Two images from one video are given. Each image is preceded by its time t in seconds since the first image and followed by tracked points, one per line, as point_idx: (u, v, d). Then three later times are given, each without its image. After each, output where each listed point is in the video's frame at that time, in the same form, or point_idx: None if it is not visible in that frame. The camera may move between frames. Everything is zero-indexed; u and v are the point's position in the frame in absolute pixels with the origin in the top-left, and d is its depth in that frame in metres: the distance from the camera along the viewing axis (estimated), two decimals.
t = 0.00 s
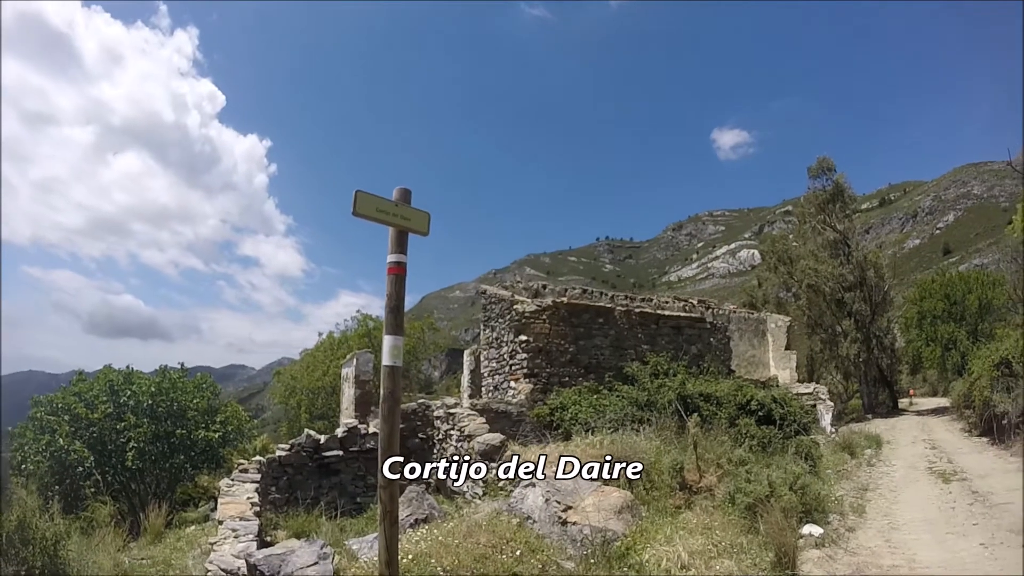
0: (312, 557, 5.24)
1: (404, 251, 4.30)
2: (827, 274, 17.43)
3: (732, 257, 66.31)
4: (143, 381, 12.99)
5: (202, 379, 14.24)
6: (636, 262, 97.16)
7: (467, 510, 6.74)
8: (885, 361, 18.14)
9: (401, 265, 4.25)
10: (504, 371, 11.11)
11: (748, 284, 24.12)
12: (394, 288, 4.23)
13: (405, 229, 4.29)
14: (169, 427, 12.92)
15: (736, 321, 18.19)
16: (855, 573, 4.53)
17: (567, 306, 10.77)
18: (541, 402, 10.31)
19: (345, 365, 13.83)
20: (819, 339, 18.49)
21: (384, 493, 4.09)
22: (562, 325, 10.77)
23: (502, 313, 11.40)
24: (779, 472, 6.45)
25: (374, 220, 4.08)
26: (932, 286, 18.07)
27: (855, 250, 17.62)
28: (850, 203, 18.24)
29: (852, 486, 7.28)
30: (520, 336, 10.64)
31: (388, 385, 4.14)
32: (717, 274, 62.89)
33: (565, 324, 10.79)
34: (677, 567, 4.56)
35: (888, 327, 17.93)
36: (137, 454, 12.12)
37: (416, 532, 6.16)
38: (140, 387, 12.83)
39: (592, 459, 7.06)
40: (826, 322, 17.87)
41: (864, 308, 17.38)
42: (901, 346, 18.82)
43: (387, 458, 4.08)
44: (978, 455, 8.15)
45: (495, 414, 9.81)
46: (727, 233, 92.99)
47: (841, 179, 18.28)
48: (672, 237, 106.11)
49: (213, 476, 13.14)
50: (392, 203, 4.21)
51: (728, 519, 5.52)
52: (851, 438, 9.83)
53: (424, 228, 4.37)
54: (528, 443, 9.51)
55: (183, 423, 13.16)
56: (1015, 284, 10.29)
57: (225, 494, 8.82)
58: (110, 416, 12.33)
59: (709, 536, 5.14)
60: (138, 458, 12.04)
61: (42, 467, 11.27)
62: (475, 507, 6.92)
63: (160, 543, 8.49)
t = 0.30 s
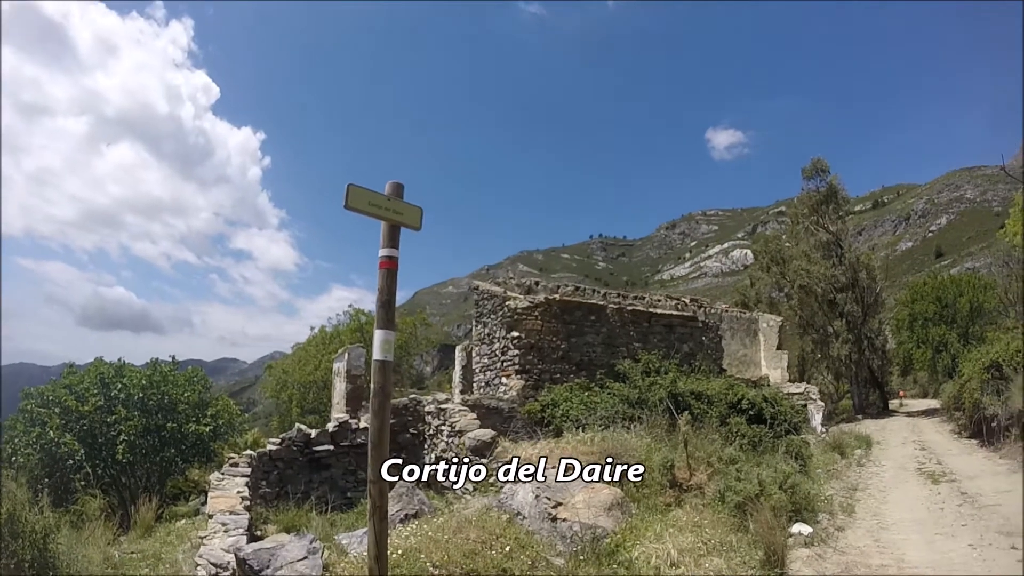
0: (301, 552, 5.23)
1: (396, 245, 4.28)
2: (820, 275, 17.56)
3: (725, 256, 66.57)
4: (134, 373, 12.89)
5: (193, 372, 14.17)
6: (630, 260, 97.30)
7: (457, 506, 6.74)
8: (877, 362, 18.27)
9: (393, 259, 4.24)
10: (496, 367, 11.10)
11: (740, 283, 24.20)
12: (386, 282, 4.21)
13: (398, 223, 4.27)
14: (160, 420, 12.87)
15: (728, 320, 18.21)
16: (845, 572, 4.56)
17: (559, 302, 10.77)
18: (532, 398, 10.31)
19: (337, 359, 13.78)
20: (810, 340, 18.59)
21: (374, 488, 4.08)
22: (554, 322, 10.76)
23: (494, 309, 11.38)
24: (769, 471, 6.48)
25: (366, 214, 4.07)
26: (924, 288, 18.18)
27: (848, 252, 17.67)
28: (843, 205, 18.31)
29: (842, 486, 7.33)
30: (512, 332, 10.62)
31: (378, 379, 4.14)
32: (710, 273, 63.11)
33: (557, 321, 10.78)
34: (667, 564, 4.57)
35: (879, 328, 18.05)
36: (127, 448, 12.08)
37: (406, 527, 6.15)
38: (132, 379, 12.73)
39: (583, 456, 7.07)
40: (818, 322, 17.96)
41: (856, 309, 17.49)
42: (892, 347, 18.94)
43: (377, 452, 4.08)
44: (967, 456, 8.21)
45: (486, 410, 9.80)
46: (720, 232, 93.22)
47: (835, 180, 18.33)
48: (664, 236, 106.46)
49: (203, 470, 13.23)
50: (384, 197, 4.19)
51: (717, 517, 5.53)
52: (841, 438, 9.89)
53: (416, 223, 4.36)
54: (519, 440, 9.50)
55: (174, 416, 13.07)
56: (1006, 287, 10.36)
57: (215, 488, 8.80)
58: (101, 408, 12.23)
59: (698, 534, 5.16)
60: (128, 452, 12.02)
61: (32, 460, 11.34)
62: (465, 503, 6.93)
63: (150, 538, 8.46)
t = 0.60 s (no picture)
0: (285, 545, 5.23)
1: (381, 237, 4.27)
2: (807, 272, 17.60)
3: (712, 252, 66.98)
4: (119, 365, 12.81)
5: (178, 364, 14.07)
6: (618, 255, 97.49)
7: (442, 498, 6.75)
8: (861, 358, 18.46)
9: (378, 250, 4.22)
10: (482, 359, 11.11)
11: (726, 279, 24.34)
12: (371, 274, 4.20)
13: (384, 215, 4.25)
14: (145, 413, 12.83)
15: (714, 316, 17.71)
16: (828, 566, 4.62)
17: (546, 296, 10.78)
18: (518, 391, 10.33)
19: (323, 351, 13.72)
20: (796, 336, 18.77)
21: (358, 480, 4.08)
22: (540, 316, 10.78)
23: (481, 302, 11.35)
24: (753, 466, 6.54)
25: (351, 205, 4.04)
26: (910, 287, 18.38)
27: (835, 249, 17.82)
28: (830, 202, 18.46)
29: (825, 480, 7.42)
30: (498, 326, 10.62)
31: (362, 371, 4.12)
32: (697, 268, 63.48)
33: (543, 315, 10.80)
34: (651, 557, 4.58)
35: (864, 326, 18.23)
36: (112, 441, 12.05)
37: (391, 520, 6.16)
38: (116, 372, 12.64)
39: (568, 449, 7.10)
40: (804, 319, 18.11)
41: (841, 306, 17.67)
42: (876, 344, 19.16)
43: (361, 445, 4.07)
44: (949, 453, 8.33)
45: (472, 403, 9.80)
46: (708, 228, 93.61)
47: (822, 178, 18.46)
48: (653, 232, 106.83)
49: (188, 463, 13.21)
50: (370, 187, 4.17)
51: (702, 511, 5.56)
52: (825, 433, 10.01)
53: (402, 214, 4.34)
54: (504, 433, 9.53)
55: (159, 408, 13.03)
56: (990, 286, 10.48)
57: (199, 481, 8.75)
58: (86, 401, 12.12)
59: (683, 527, 5.18)
60: (112, 444, 12.01)
61: (16, 453, 11.12)
62: (450, 495, 6.95)
63: (135, 531, 8.41)
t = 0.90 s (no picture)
0: (271, 543, 5.21)
1: (368, 234, 4.25)
2: (795, 273, 17.98)
3: (700, 251, 67.35)
4: (105, 362, 12.67)
5: (164, 361, 13.96)
6: (607, 254, 97.69)
7: (429, 496, 6.74)
8: (848, 358, 18.62)
9: (365, 247, 4.21)
10: (470, 357, 11.09)
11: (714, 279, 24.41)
12: (357, 271, 4.18)
13: (371, 211, 4.24)
14: (131, 411, 12.71)
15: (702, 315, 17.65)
16: (814, 564, 4.66)
17: (534, 294, 10.78)
18: (506, 389, 10.32)
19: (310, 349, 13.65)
20: (783, 335, 18.91)
21: (344, 478, 4.06)
22: (528, 314, 10.78)
23: (469, 300, 11.33)
24: (739, 464, 6.58)
25: (337, 200, 4.02)
26: (897, 288, 18.56)
27: (822, 250, 18.14)
28: (818, 203, 18.62)
29: (811, 479, 7.48)
30: (486, 324, 10.60)
31: (349, 368, 4.10)
32: (686, 268, 63.80)
33: (531, 313, 10.80)
34: (638, 555, 4.58)
35: (851, 326, 18.36)
36: (99, 439, 11.94)
37: (378, 517, 6.15)
38: (102, 369, 12.50)
39: (555, 447, 7.12)
40: (792, 319, 18.25)
41: (828, 306, 17.82)
42: (863, 344, 19.34)
43: (347, 442, 4.05)
44: (935, 453, 8.43)
45: (460, 401, 9.78)
46: (697, 228, 94.04)
47: (811, 179, 18.60)
48: (643, 232, 107.21)
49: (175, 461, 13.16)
50: (357, 184, 4.15)
51: (688, 509, 5.58)
52: (812, 432, 10.09)
53: (389, 211, 4.32)
54: (492, 431, 9.53)
55: (146, 406, 12.90)
56: (976, 288, 10.60)
57: (186, 478, 8.69)
58: (72, 398, 12.00)
59: (670, 525, 5.19)
60: (99, 442, 11.89)
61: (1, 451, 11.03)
62: (437, 493, 6.94)
63: (121, 529, 8.34)
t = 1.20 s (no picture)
0: (262, 543, 5.20)
1: (357, 232, 4.24)
2: (786, 272, 17.99)
3: (691, 250, 67.66)
4: (95, 361, 12.56)
5: (154, 361, 13.86)
6: (598, 253, 97.95)
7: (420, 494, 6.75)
8: (838, 357, 18.74)
9: (354, 245, 4.19)
10: (460, 356, 11.08)
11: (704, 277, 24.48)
12: (347, 270, 4.17)
13: (360, 209, 4.22)
14: (121, 410, 12.64)
15: (693, 314, 17.85)
16: (804, 561, 4.69)
17: (524, 293, 10.78)
18: (496, 388, 10.32)
19: (301, 347, 13.59)
20: (773, 334, 19.02)
21: (334, 477, 4.05)
22: (519, 312, 10.77)
23: (459, 299, 11.31)
24: (729, 462, 6.61)
25: (327, 198, 4.00)
26: (886, 287, 18.71)
27: (813, 249, 18.14)
28: (808, 203, 18.74)
29: (801, 477, 7.53)
30: (476, 322, 10.59)
31: (338, 366, 4.09)
32: (677, 266, 64.05)
33: (522, 311, 10.80)
34: (629, 553, 4.59)
35: (841, 325, 18.47)
36: (88, 439, 11.91)
37: (369, 516, 6.14)
38: (92, 368, 12.39)
39: (546, 446, 7.13)
40: (781, 318, 18.36)
41: (818, 305, 17.94)
42: (853, 343, 19.47)
43: (337, 441, 4.04)
44: (925, 450, 8.51)
45: (450, 400, 9.77)
46: (687, 227, 94.37)
47: (801, 178, 18.70)
48: (634, 231, 107.53)
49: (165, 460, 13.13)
50: (346, 182, 4.14)
51: (679, 507, 5.60)
52: (802, 431, 10.15)
53: (378, 209, 4.31)
54: (482, 430, 9.53)
55: (136, 405, 12.83)
56: (966, 288, 10.71)
57: (176, 478, 8.65)
58: (61, 398, 11.94)
59: (660, 523, 5.21)
60: (89, 442, 11.90)
61: None
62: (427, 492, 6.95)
63: (112, 530, 8.29)
